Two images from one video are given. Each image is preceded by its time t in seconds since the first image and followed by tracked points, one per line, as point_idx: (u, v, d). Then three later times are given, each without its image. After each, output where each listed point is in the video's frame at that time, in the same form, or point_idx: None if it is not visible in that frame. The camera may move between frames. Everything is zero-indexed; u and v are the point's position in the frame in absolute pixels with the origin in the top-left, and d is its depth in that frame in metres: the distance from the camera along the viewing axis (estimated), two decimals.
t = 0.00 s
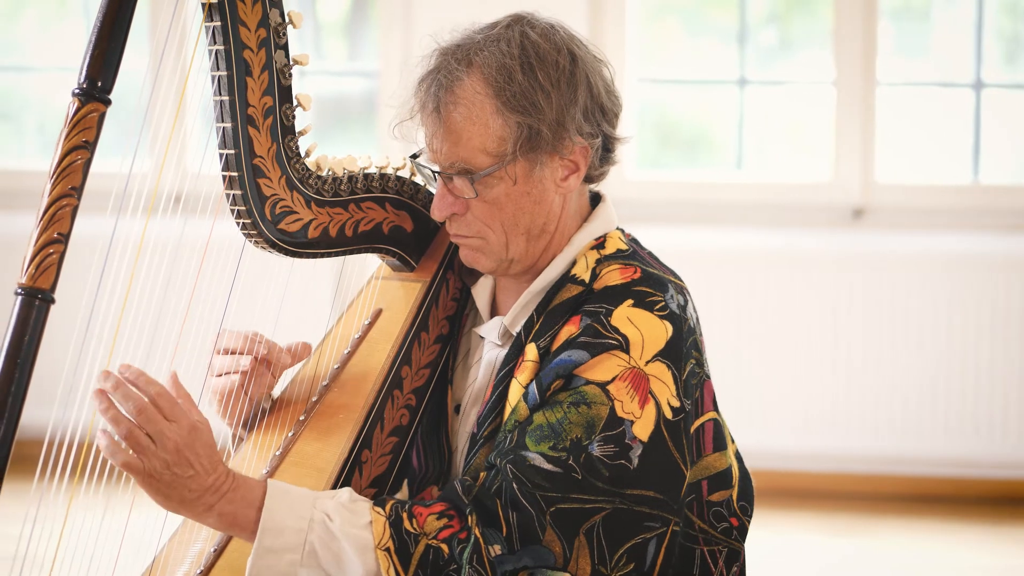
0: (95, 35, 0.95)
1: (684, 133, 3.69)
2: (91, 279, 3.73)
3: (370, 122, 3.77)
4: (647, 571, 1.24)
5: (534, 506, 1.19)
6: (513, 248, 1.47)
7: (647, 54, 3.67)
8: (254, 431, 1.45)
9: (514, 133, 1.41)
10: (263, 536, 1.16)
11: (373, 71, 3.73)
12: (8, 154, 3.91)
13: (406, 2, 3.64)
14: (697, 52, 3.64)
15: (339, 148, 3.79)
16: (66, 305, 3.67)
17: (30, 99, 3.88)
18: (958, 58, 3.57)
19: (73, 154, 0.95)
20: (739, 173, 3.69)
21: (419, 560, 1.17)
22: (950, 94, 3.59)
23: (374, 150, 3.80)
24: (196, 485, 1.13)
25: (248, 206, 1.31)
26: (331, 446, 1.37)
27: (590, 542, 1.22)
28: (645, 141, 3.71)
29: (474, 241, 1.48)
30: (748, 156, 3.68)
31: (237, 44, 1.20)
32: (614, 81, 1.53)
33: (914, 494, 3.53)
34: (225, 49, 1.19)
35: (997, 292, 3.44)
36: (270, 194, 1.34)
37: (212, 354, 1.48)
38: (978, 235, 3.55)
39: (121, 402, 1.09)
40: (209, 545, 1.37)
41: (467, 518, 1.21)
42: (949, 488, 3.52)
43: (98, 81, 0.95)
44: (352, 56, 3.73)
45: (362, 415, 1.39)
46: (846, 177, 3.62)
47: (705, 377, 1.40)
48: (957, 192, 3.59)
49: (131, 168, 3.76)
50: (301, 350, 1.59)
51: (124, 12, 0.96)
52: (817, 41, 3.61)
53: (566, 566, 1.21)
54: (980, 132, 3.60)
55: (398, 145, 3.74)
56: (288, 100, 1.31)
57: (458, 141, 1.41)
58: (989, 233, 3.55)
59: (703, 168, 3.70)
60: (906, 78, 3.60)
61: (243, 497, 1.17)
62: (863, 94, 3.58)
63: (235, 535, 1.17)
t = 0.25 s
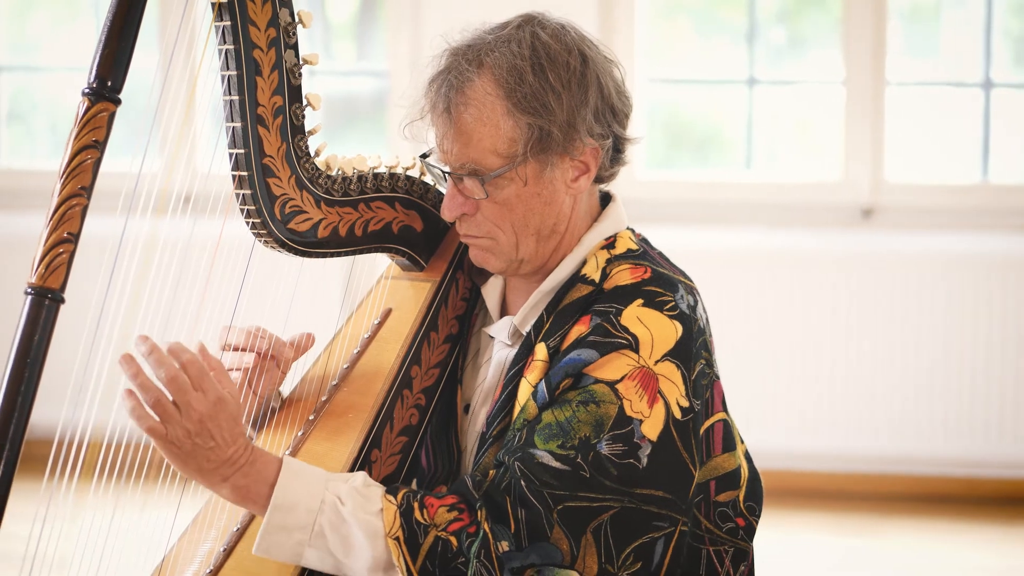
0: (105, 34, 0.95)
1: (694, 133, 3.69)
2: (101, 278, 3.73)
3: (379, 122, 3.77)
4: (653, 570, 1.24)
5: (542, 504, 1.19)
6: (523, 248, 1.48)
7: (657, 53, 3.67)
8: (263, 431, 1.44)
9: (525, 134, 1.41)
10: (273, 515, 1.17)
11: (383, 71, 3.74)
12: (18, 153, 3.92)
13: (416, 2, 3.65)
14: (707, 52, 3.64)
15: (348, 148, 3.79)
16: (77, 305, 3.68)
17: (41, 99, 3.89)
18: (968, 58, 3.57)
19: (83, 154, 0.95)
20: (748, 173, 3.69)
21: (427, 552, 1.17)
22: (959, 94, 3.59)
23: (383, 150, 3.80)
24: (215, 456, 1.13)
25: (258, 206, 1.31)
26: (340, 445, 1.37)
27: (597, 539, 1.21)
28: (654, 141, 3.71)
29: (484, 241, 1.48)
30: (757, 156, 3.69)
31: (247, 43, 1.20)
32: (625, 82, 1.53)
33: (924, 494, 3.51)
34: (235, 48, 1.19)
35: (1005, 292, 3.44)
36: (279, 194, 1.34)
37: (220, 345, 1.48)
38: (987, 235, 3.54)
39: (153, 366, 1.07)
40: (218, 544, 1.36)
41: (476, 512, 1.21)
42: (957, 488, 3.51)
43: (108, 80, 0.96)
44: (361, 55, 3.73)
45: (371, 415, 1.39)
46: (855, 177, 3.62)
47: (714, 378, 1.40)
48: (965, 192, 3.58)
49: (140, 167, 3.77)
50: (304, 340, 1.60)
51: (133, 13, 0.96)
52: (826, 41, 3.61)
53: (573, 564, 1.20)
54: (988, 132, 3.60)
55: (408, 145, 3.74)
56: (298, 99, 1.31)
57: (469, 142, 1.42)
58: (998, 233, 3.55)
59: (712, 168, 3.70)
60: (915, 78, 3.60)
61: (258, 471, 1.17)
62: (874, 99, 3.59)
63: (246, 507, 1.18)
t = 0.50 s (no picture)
0: (113, 33, 0.95)
1: (702, 133, 3.69)
2: (110, 278, 3.74)
3: (387, 121, 3.78)
4: (671, 572, 1.24)
5: (557, 510, 1.19)
6: (529, 246, 1.47)
7: (664, 53, 3.67)
8: (271, 431, 1.45)
9: (533, 131, 1.41)
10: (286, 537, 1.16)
11: (391, 71, 3.74)
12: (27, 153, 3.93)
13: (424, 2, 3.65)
14: (714, 51, 3.64)
15: (356, 148, 3.80)
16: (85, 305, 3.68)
17: (50, 99, 3.91)
18: (976, 58, 3.57)
19: (91, 154, 0.95)
20: (756, 173, 3.69)
21: (441, 563, 1.16)
22: (967, 94, 3.59)
23: (391, 150, 3.80)
24: (221, 486, 1.12)
25: (266, 205, 1.31)
26: (348, 445, 1.37)
27: (613, 543, 1.21)
28: (662, 141, 3.71)
29: (491, 239, 1.48)
30: (765, 156, 3.68)
31: (254, 43, 1.20)
32: (634, 81, 1.53)
33: (927, 494, 3.52)
34: (243, 48, 1.19)
35: (1013, 292, 3.44)
36: (287, 194, 1.34)
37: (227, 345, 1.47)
38: (995, 235, 3.54)
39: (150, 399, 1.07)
40: (227, 544, 1.36)
41: (489, 522, 1.20)
42: (962, 488, 3.51)
43: (116, 80, 0.95)
44: (369, 55, 3.74)
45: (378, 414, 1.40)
46: (863, 177, 3.61)
47: (724, 377, 1.40)
48: (973, 192, 3.58)
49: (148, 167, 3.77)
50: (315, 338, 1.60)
51: (142, 13, 0.96)
52: (834, 41, 3.61)
53: (590, 569, 1.20)
54: (996, 132, 3.60)
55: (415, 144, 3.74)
56: (306, 99, 1.31)
57: (477, 139, 1.42)
58: (1006, 233, 3.55)
59: (720, 168, 3.70)
60: (923, 78, 3.60)
61: (267, 498, 1.16)
62: (881, 97, 3.58)
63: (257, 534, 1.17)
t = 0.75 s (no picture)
0: (121, 33, 0.95)
1: (710, 133, 3.69)
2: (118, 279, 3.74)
3: (396, 121, 3.78)
4: (646, 550, 1.24)
5: (540, 474, 1.17)
6: (542, 243, 1.48)
7: (673, 54, 3.67)
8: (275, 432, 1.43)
9: (554, 128, 1.41)
10: (266, 477, 1.09)
11: (399, 71, 3.74)
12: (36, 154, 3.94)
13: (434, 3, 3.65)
14: (723, 51, 3.64)
15: (364, 149, 3.79)
16: (93, 306, 3.69)
17: (59, 100, 3.91)
18: (985, 58, 3.57)
19: (100, 153, 0.95)
20: (765, 174, 3.68)
21: (424, 517, 1.12)
22: (976, 94, 3.59)
23: (399, 151, 3.80)
24: (209, 419, 1.06)
25: (274, 206, 1.31)
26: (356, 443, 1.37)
27: (593, 515, 1.19)
28: (670, 141, 3.71)
29: (504, 235, 1.48)
30: (773, 156, 3.68)
31: (263, 43, 1.19)
32: (651, 83, 1.54)
33: (931, 494, 3.51)
34: (251, 48, 1.18)
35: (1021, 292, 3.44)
36: (296, 193, 1.33)
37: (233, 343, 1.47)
38: (1003, 235, 3.54)
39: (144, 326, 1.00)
40: (234, 544, 1.35)
41: (474, 478, 1.15)
42: (965, 489, 3.51)
43: (124, 80, 0.95)
44: (378, 55, 3.74)
45: (388, 413, 1.40)
46: (872, 177, 3.61)
47: (727, 375, 1.38)
48: (981, 192, 3.58)
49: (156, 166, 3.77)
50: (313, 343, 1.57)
51: (150, 13, 0.95)
52: (842, 41, 3.61)
53: (568, 535, 1.18)
54: (1004, 132, 3.60)
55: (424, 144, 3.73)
56: (314, 98, 1.31)
57: (496, 134, 1.42)
58: (1014, 233, 3.54)
59: (728, 168, 3.70)
60: (932, 78, 3.60)
61: (252, 433, 1.10)
62: (891, 98, 3.58)
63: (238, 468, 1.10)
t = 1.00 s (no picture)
0: (128, 33, 0.95)
1: (718, 133, 3.69)
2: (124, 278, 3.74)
3: (402, 121, 3.78)
4: (649, 559, 1.24)
5: (545, 486, 1.17)
6: (551, 239, 1.48)
7: (681, 53, 3.67)
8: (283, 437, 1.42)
9: (573, 122, 1.42)
10: (268, 509, 1.10)
11: (406, 70, 3.74)
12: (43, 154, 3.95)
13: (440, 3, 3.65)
14: (730, 51, 3.64)
15: (370, 148, 3.79)
16: (100, 305, 3.69)
17: (65, 100, 3.92)
18: (993, 58, 3.56)
19: (106, 153, 0.94)
20: (772, 173, 3.68)
21: (427, 534, 1.13)
22: (984, 94, 3.59)
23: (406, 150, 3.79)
24: (203, 455, 1.06)
25: (280, 205, 1.30)
26: (363, 443, 1.37)
27: (598, 524, 1.20)
28: (678, 141, 3.71)
29: (514, 229, 1.48)
30: (781, 156, 3.68)
31: (270, 43, 1.19)
32: (669, 88, 1.55)
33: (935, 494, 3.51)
34: (258, 48, 1.18)
35: None
36: (302, 193, 1.34)
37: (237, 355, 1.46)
38: (1012, 235, 3.53)
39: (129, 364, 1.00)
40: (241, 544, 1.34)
41: (475, 492, 1.17)
42: (969, 490, 3.50)
43: (131, 80, 0.96)
44: (385, 54, 3.74)
45: (394, 412, 1.40)
46: (879, 177, 3.60)
47: (735, 375, 1.38)
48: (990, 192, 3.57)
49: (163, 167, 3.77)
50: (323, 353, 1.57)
51: (157, 12, 0.96)
52: (850, 40, 3.61)
53: (572, 547, 1.19)
54: (1013, 132, 3.59)
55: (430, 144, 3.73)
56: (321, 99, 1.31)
57: (514, 125, 1.43)
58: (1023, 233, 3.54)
59: (736, 167, 3.69)
60: (940, 78, 3.60)
61: (249, 467, 1.10)
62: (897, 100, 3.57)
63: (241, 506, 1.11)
